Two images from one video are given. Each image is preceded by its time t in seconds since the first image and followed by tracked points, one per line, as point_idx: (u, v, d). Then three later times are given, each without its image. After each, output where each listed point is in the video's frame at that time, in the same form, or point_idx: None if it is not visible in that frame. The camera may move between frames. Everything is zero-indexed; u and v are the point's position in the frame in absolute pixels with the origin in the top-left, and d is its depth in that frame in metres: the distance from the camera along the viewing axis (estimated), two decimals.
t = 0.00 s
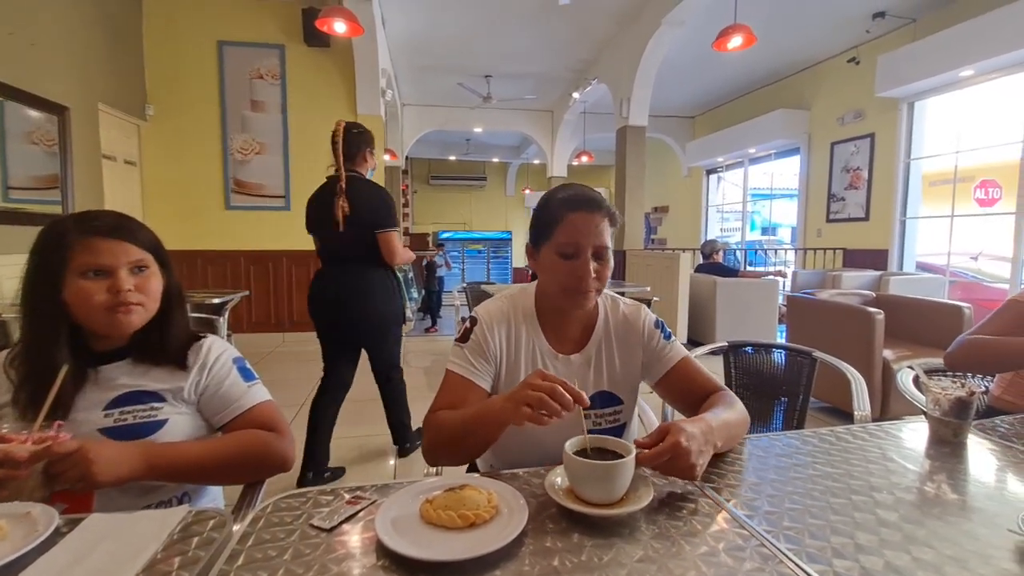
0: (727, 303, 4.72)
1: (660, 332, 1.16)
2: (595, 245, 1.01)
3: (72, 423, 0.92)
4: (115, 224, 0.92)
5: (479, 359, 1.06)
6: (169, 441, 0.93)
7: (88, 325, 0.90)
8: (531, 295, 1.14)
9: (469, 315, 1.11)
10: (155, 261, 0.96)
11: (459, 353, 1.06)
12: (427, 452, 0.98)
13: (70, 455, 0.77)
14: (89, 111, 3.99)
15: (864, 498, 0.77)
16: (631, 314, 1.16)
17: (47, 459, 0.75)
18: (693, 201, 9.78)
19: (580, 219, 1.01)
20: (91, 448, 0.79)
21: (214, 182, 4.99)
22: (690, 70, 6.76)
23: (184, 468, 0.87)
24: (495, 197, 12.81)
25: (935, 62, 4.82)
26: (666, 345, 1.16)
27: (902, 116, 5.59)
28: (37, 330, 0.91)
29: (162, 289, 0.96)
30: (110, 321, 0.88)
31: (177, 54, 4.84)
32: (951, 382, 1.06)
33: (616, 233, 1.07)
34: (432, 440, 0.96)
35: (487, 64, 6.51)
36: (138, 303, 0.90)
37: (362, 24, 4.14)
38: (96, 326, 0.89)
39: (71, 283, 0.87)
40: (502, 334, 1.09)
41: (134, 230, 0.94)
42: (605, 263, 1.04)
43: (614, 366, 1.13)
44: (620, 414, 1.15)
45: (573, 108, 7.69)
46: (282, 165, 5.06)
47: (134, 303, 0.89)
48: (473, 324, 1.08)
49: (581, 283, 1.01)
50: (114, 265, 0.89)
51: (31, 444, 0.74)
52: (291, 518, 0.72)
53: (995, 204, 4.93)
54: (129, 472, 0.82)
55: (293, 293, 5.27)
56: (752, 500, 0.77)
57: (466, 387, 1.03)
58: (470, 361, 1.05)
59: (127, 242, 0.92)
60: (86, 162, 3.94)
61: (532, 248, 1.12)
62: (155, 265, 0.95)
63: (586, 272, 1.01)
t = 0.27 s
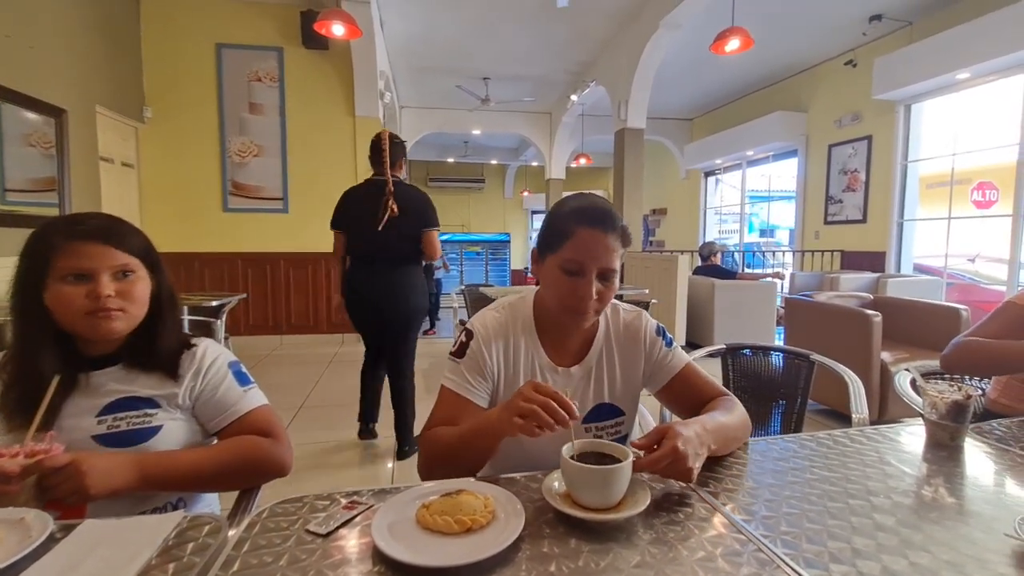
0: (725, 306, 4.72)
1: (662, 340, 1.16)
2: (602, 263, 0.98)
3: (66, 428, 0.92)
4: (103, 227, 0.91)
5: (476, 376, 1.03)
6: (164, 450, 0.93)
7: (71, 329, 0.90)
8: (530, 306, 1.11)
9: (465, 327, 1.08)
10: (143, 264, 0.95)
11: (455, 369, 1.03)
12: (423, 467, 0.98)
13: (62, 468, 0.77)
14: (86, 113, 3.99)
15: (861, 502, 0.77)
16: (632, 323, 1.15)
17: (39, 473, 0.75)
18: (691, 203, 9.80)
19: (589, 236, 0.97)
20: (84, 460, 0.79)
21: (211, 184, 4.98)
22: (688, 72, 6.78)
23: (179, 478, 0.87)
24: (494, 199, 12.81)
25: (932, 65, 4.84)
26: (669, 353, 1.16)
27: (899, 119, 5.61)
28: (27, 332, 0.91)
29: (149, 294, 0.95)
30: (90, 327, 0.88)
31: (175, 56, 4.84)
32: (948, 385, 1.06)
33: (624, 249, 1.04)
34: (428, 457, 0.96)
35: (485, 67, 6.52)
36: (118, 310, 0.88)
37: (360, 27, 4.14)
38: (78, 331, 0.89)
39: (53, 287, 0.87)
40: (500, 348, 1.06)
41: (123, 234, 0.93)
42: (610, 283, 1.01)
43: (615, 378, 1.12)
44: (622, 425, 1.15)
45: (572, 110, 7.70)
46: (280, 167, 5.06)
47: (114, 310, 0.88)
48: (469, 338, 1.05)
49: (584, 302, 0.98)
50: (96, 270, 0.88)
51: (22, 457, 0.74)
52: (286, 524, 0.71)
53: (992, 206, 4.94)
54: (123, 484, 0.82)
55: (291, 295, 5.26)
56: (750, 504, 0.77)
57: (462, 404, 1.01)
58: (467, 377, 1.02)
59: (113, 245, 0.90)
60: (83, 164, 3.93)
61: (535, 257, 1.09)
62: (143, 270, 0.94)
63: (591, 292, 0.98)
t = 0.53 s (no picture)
0: (726, 305, 4.71)
1: (662, 339, 1.15)
2: (604, 268, 0.97)
3: (62, 428, 0.92)
4: (96, 225, 0.90)
5: (473, 379, 1.02)
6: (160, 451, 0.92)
7: (65, 330, 0.89)
8: (528, 308, 1.10)
9: (461, 329, 1.07)
10: (136, 264, 0.93)
11: (451, 372, 1.02)
12: (417, 471, 0.97)
13: (56, 472, 0.76)
14: (86, 114, 3.98)
15: (863, 500, 0.76)
16: (632, 322, 1.15)
17: (32, 477, 0.74)
18: (691, 202, 9.79)
19: (591, 240, 0.96)
20: (78, 463, 0.78)
21: (211, 185, 4.98)
22: (688, 71, 6.77)
23: (174, 480, 0.86)
24: (494, 199, 12.80)
25: (932, 63, 4.83)
26: (669, 351, 1.15)
27: (899, 117, 5.60)
28: (20, 330, 0.91)
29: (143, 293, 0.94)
30: (84, 329, 0.87)
31: (175, 56, 4.84)
32: (950, 382, 1.05)
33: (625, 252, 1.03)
34: (423, 463, 0.95)
35: (484, 67, 6.51)
36: (113, 312, 0.88)
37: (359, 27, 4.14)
38: (70, 332, 0.88)
39: (45, 290, 0.86)
40: (497, 351, 1.05)
41: (115, 232, 0.91)
42: (610, 288, 1.00)
43: (614, 379, 1.12)
44: (620, 427, 1.14)
45: (572, 110, 7.70)
46: (279, 168, 5.06)
47: (108, 312, 0.88)
48: (465, 340, 1.04)
49: (584, 307, 0.97)
50: (87, 272, 0.87)
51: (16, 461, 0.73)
52: (283, 524, 0.71)
53: (992, 205, 4.93)
54: (117, 487, 0.81)
55: (291, 295, 5.25)
56: (751, 503, 0.76)
57: (459, 407, 1.00)
58: (464, 381, 1.01)
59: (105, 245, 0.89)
60: (83, 165, 3.93)
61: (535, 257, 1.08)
62: (136, 269, 0.93)
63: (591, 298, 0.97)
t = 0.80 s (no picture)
0: (727, 303, 4.70)
1: (664, 337, 1.15)
2: (604, 266, 0.97)
3: (61, 429, 0.91)
4: (83, 230, 0.88)
5: (474, 377, 1.02)
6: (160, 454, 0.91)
7: (55, 337, 0.88)
8: (530, 306, 1.10)
9: (462, 328, 1.06)
10: (125, 266, 0.91)
11: (452, 371, 1.01)
12: (419, 471, 0.97)
13: (56, 475, 0.76)
14: (85, 115, 3.98)
15: (868, 498, 0.76)
16: (634, 320, 1.14)
17: (31, 482, 0.74)
18: (691, 201, 9.79)
19: (592, 238, 0.96)
20: (78, 467, 0.78)
21: (211, 186, 4.97)
22: (688, 70, 6.76)
23: (175, 482, 0.86)
24: (494, 199, 12.80)
25: (932, 61, 4.82)
26: (671, 350, 1.14)
27: (899, 115, 5.59)
28: (12, 334, 0.90)
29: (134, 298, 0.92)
30: (74, 337, 0.87)
31: (174, 58, 4.83)
32: (955, 379, 1.05)
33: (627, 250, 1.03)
34: (425, 463, 0.95)
35: (484, 67, 6.51)
36: (100, 320, 0.87)
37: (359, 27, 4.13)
38: (62, 339, 0.88)
39: (33, 298, 0.85)
40: (498, 349, 1.05)
41: (103, 236, 0.89)
42: (611, 286, 1.00)
43: (615, 378, 1.11)
44: (622, 425, 1.14)
45: (571, 109, 7.69)
46: (279, 169, 5.05)
47: (95, 321, 0.86)
48: (467, 338, 1.03)
49: (584, 305, 0.97)
50: (72, 280, 0.85)
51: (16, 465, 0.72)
52: (285, 524, 0.70)
53: (993, 202, 4.92)
54: (118, 490, 0.81)
55: (291, 296, 5.24)
56: (756, 501, 0.76)
57: (460, 406, 1.00)
58: (465, 379, 1.01)
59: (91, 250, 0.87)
60: (82, 166, 3.93)
61: (535, 256, 1.07)
62: (125, 274, 0.91)
63: (592, 296, 0.96)
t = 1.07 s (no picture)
0: (728, 301, 4.70)
1: (666, 334, 1.14)
2: (606, 262, 0.96)
3: (60, 429, 0.91)
4: (79, 224, 0.88)
5: (476, 374, 1.01)
6: (158, 454, 0.91)
7: (52, 334, 0.87)
8: (532, 303, 1.10)
9: (465, 325, 1.06)
10: (121, 261, 0.91)
11: (454, 368, 1.01)
12: (422, 469, 0.97)
13: (54, 478, 0.75)
14: (85, 116, 3.98)
15: (872, 494, 0.76)
16: (636, 316, 1.14)
17: (29, 483, 0.74)
18: (692, 200, 9.78)
19: (594, 234, 0.95)
20: (76, 469, 0.77)
21: (211, 186, 4.97)
22: (687, 68, 6.75)
23: (174, 481, 0.86)
24: (494, 198, 12.80)
25: (932, 58, 4.82)
26: (673, 346, 1.14)
27: (900, 112, 5.58)
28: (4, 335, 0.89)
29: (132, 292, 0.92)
30: (72, 332, 0.86)
31: (173, 58, 4.83)
32: (957, 375, 1.05)
33: (629, 245, 1.02)
34: (428, 460, 0.94)
35: (483, 65, 6.50)
36: (98, 312, 0.86)
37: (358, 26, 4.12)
38: (60, 336, 0.87)
39: (28, 294, 0.84)
40: (500, 346, 1.04)
41: (98, 230, 0.89)
42: (612, 282, 0.99)
43: (617, 375, 1.11)
44: (624, 422, 1.13)
45: (571, 108, 7.69)
46: (279, 169, 5.05)
47: (94, 313, 0.86)
48: (469, 335, 1.03)
49: (586, 301, 0.96)
50: (68, 274, 0.85)
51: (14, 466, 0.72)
52: (285, 523, 0.70)
53: (994, 199, 4.91)
54: (116, 490, 0.80)
55: (292, 295, 5.24)
56: (758, 497, 0.75)
57: (462, 403, 0.99)
58: (467, 376, 1.00)
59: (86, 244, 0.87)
60: (82, 167, 3.93)
61: (537, 252, 1.07)
62: (122, 268, 0.90)
63: (594, 291, 0.96)
